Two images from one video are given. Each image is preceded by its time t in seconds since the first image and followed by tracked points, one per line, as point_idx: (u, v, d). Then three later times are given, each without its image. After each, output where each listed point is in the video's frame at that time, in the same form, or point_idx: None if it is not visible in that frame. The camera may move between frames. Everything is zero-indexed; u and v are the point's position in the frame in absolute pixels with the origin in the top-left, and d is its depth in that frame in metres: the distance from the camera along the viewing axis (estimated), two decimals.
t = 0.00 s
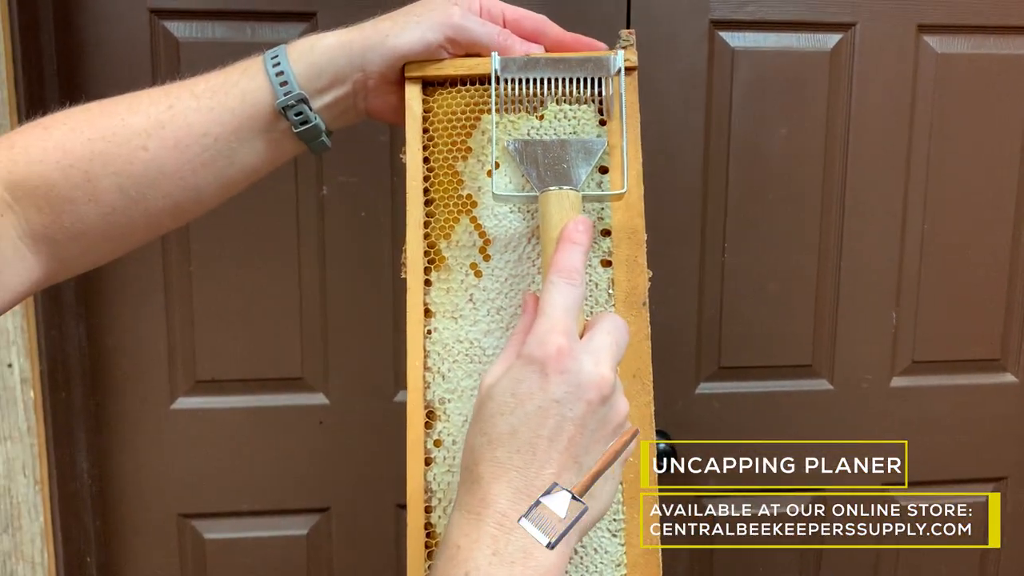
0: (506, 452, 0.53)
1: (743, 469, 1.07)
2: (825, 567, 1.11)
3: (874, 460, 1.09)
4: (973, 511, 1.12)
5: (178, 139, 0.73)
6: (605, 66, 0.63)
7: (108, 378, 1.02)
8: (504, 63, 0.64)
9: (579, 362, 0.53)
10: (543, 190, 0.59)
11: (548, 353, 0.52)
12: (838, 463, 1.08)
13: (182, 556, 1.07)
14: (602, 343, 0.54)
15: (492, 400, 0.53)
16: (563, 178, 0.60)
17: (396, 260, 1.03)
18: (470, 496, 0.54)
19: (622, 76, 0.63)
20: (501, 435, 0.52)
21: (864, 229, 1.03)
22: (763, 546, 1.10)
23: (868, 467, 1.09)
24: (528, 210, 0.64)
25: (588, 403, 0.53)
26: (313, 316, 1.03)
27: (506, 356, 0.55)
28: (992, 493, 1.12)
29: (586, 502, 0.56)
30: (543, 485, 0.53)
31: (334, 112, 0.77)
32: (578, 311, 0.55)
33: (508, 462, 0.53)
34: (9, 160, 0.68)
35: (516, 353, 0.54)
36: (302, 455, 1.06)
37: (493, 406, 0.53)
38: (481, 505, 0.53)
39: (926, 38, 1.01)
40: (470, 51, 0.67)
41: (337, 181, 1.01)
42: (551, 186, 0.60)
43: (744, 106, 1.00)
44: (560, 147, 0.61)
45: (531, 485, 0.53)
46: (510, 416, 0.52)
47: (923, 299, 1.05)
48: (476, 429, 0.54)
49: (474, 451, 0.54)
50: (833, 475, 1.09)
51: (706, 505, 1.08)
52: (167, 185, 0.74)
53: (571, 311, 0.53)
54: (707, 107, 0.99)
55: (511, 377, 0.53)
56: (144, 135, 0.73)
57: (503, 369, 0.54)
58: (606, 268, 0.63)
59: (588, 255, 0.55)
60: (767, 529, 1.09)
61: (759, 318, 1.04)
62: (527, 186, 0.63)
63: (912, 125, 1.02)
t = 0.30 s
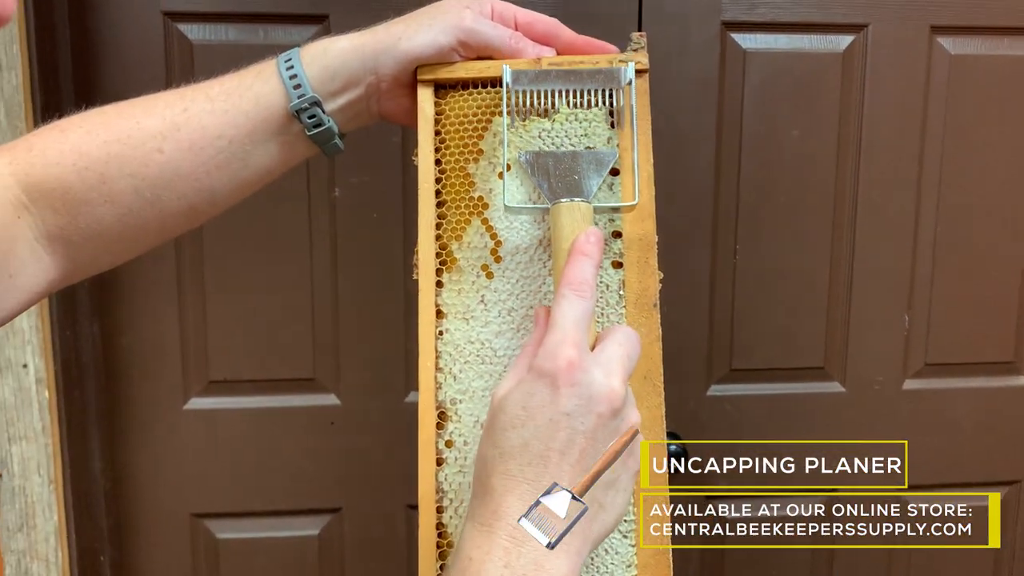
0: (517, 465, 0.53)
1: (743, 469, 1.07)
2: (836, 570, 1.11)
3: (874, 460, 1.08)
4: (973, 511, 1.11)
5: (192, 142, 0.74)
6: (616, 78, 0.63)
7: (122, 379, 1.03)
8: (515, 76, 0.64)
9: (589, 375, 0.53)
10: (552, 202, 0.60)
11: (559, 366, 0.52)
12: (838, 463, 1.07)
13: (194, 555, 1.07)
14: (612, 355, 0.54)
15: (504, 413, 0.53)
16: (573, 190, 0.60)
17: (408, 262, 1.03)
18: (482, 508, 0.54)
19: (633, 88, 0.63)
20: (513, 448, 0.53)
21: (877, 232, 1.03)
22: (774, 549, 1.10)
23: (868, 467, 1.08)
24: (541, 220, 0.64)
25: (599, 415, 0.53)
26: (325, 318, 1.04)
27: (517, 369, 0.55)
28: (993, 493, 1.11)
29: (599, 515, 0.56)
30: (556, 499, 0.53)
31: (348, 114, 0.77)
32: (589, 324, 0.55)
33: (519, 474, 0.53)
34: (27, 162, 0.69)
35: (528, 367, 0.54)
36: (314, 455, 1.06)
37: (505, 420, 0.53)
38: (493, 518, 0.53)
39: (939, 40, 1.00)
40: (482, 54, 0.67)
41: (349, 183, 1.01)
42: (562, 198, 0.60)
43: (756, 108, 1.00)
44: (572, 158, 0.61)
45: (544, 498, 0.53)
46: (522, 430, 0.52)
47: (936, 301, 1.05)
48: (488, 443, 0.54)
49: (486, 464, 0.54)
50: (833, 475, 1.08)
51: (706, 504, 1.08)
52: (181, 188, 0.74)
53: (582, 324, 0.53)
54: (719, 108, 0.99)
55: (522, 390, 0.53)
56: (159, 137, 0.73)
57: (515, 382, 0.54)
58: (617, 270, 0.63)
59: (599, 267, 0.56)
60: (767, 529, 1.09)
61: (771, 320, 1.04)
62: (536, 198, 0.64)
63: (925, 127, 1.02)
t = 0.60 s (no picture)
0: (525, 479, 0.53)
1: (743, 469, 1.07)
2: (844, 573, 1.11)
3: (874, 460, 1.07)
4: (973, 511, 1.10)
5: (204, 144, 0.74)
6: (623, 94, 0.64)
7: (132, 380, 1.03)
8: (522, 93, 0.65)
9: (597, 390, 0.53)
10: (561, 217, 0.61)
11: (566, 380, 0.52)
12: (838, 463, 1.07)
13: (204, 555, 1.08)
14: (620, 369, 0.54)
15: (512, 428, 0.54)
16: (582, 205, 0.61)
17: (417, 264, 1.03)
18: (491, 522, 0.54)
19: (639, 103, 0.63)
20: (521, 462, 0.53)
21: (887, 235, 1.03)
22: (782, 552, 1.10)
23: (868, 467, 1.08)
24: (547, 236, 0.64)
25: (607, 430, 0.53)
26: (335, 320, 1.04)
27: (525, 384, 0.55)
28: (993, 493, 1.10)
29: (609, 529, 0.56)
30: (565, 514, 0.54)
31: (357, 117, 0.77)
32: (597, 337, 0.55)
33: (528, 489, 0.53)
34: (40, 165, 0.69)
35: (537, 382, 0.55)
36: (323, 457, 1.06)
37: (513, 435, 0.53)
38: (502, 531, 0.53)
39: (949, 42, 1.00)
40: (489, 58, 0.67)
41: (358, 185, 1.02)
42: (569, 213, 0.60)
43: (765, 111, 1.00)
44: (579, 173, 0.61)
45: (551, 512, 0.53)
46: (530, 444, 0.53)
47: (945, 303, 1.05)
48: (497, 457, 0.54)
49: (495, 478, 0.55)
50: (832, 475, 1.07)
51: (706, 505, 1.08)
52: (193, 189, 0.75)
53: (589, 339, 0.53)
54: (728, 111, 0.99)
55: (530, 405, 0.53)
56: (171, 140, 0.74)
57: (523, 397, 0.54)
58: (624, 272, 0.63)
59: (607, 281, 0.55)
60: (767, 529, 1.08)
61: (780, 323, 1.03)
62: (546, 215, 0.64)
63: (935, 130, 1.01)
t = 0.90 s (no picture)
0: (530, 494, 0.54)
1: (743, 469, 1.06)
2: None
3: (874, 460, 1.07)
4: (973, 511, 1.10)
5: (214, 148, 0.75)
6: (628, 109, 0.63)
7: (141, 382, 1.04)
8: (529, 108, 0.64)
9: (602, 405, 0.53)
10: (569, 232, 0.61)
11: (571, 396, 0.52)
12: (838, 463, 1.06)
13: (212, 556, 1.08)
14: (626, 386, 0.55)
15: (517, 443, 0.54)
16: (588, 219, 0.61)
17: (425, 266, 1.04)
18: (496, 538, 0.54)
19: (646, 118, 0.63)
20: (526, 478, 0.54)
21: (895, 238, 1.02)
22: (789, 555, 1.10)
23: (868, 467, 1.08)
24: (555, 250, 0.64)
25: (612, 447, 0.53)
26: (342, 322, 1.05)
27: (531, 399, 0.56)
28: (993, 492, 1.09)
29: (614, 547, 0.56)
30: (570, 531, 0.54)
31: (365, 121, 0.78)
32: (603, 353, 0.55)
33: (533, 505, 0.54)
34: (52, 169, 0.70)
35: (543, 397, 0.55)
36: (331, 458, 1.07)
37: (518, 450, 0.54)
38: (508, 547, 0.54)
39: (957, 44, 1.00)
40: (496, 62, 0.68)
41: (366, 187, 1.02)
42: (576, 227, 0.61)
43: (772, 114, 1.00)
44: (587, 188, 0.61)
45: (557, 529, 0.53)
46: (535, 460, 0.53)
47: (953, 306, 1.05)
48: (503, 472, 0.55)
49: (501, 493, 0.55)
50: (831, 475, 1.07)
51: (706, 505, 1.07)
52: (202, 193, 0.75)
53: (595, 354, 0.53)
54: (735, 113, 0.99)
55: (535, 421, 0.54)
56: (181, 145, 0.74)
57: (528, 413, 0.55)
58: (630, 275, 0.63)
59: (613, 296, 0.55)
60: (767, 529, 1.07)
61: (788, 326, 1.03)
62: (552, 229, 0.63)
63: (943, 132, 1.01)
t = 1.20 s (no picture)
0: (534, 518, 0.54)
1: (743, 469, 1.06)
2: None
3: (874, 460, 1.07)
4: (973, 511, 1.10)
5: (221, 152, 0.75)
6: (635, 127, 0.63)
7: (148, 385, 1.04)
8: (535, 127, 0.64)
9: (607, 426, 0.53)
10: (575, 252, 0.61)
11: (575, 417, 0.53)
12: (838, 463, 1.06)
13: (218, 558, 1.09)
14: (631, 407, 0.55)
15: (521, 465, 0.54)
16: (593, 239, 0.61)
17: (431, 269, 1.04)
18: (500, 562, 0.54)
19: (652, 137, 0.63)
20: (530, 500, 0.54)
21: (902, 241, 1.02)
22: (795, 559, 1.10)
23: (868, 467, 1.07)
24: (562, 269, 0.64)
25: (617, 468, 0.54)
26: (349, 324, 1.05)
27: (536, 420, 0.56)
28: (993, 492, 1.09)
29: (618, 569, 0.56)
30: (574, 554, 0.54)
31: (372, 125, 0.78)
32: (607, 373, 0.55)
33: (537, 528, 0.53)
34: (60, 174, 0.70)
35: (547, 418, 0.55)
36: (337, 461, 1.07)
37: (522, 472, 0.54)
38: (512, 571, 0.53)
39: (965, 46, 1.00)
40: (502, 66, 0.68)
41: (373, 190, 1.02)
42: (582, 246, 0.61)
43: (780, 117, 0.99)
44: (592, 207, 0.61)
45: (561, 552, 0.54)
46: (539, 482, 0.54)
47: (961, 309, 1.04)
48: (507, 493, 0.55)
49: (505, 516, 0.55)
50: (831, 475, 1.07)
51: (706, 505, 1.06)
52: (209, 198, 0.75)
53: (599, 375, 0.54)
54: (742, 116, 0.99)
55: (540, 442, 0.54)
56: (188, 150, 0.75)
57: (532, 434, 0.55)
58: (636, 278, 0.63)
59: (617, 316, 0.56)
60: (767, 529, 1.07)
61: (795, 329, 1.03)
62: (558, 248, 0.63)
63: (951, 135, 1.01)
